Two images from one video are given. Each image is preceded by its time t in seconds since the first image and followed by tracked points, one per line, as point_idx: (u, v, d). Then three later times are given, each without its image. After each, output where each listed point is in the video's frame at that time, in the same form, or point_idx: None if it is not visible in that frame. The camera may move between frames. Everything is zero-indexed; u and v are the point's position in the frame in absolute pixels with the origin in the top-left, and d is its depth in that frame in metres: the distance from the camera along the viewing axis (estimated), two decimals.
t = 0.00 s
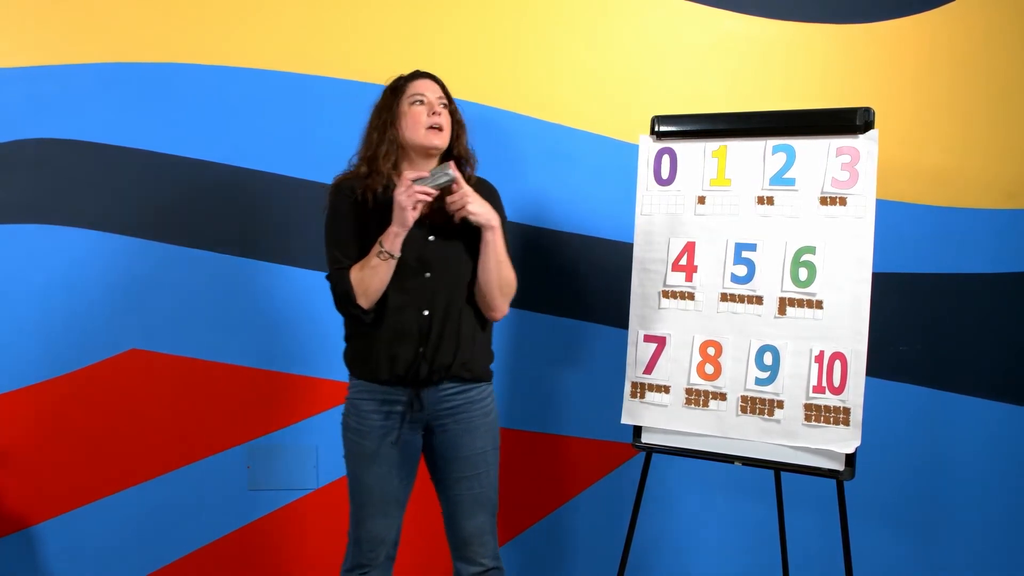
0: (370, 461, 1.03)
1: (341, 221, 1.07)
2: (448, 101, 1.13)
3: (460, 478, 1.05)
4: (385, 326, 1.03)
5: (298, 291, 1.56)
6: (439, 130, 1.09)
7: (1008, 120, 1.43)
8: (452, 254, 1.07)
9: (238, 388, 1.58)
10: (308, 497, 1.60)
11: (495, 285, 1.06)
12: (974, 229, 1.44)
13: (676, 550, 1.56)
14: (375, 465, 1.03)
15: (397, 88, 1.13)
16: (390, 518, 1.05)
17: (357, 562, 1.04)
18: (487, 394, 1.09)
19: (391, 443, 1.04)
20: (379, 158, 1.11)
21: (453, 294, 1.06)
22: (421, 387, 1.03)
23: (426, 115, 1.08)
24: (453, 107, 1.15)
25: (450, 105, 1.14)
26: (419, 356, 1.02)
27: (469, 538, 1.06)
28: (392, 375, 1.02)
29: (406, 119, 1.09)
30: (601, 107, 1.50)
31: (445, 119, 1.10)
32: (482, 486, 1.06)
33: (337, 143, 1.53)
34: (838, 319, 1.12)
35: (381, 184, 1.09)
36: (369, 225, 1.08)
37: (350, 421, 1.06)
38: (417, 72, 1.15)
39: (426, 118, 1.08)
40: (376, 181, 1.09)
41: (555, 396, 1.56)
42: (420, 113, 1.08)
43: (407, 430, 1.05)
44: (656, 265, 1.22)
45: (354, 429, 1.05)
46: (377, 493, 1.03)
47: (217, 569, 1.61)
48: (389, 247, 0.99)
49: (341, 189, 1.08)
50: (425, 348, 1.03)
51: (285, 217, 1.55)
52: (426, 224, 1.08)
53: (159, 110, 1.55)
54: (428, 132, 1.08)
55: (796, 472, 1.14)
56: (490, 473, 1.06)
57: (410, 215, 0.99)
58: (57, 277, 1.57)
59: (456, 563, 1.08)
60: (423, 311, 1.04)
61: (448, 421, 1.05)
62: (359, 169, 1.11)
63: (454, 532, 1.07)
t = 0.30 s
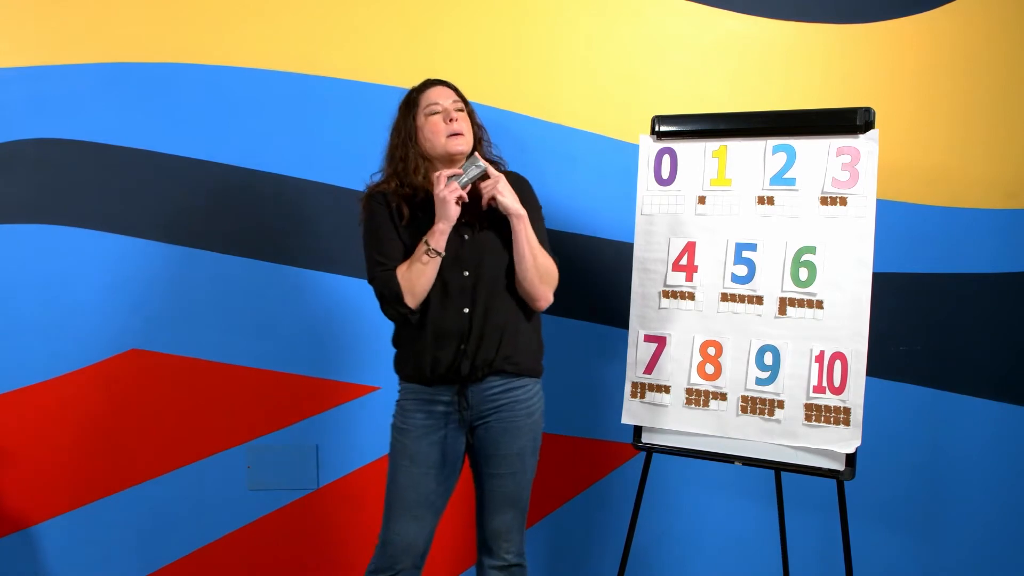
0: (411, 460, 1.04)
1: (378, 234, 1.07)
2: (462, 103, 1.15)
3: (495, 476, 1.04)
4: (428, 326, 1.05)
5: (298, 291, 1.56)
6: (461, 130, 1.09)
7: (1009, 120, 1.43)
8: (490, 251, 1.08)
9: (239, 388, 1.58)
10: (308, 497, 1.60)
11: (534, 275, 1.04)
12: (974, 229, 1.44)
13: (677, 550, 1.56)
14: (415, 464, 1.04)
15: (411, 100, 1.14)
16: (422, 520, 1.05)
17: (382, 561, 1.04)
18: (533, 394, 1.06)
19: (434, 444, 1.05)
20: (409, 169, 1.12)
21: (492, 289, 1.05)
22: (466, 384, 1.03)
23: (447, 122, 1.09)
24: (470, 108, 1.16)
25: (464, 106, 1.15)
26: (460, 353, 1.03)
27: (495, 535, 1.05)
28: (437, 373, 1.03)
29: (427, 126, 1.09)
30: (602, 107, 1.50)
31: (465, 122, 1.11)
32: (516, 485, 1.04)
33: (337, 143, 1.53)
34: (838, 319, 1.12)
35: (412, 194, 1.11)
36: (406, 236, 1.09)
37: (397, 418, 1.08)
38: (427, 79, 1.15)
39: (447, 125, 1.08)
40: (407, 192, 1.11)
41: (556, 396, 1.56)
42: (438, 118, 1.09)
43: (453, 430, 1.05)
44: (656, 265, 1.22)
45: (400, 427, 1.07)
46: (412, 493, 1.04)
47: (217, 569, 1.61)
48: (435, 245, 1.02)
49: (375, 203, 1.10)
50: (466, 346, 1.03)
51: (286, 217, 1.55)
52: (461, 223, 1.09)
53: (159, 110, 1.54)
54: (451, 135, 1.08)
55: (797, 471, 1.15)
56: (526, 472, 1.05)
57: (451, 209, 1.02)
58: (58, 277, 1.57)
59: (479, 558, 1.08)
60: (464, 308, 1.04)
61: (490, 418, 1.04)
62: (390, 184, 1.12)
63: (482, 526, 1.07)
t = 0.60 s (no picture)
0: (425, 454, 1.05)
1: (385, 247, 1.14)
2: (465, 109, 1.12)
3: (502, 474, 1.04)
4: (435, 335, 1.07)
5: (298, 291, 1.56)
6: (461, 141, 1.07)
7: (1009, 120, 1.43)
8: (496, 257, 1.07)
9: (239, 389, 1.58)
10: (308, 497, 1.60)
11: (534, 284, 1.01)
12: (974, 229, 1.44)
13: (677, 549, 1.56)
14: (429, 458, 1.05)
15: (412, 110, 1.14)
16: (435, 515, 1.05)
17: (397, 556, 1.04)
18: (544, 394, 1.06)
19: (446, 441, 1.06)
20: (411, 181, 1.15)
21: (495, 296, 1.04)
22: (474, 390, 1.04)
23: (447, 134, 1.07)
24: (472, 110, 1.14)
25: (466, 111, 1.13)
26: (466, 362, 1.04)
27: (501, 533, 1.04)
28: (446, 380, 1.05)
29: (427, 140, 1.09)
30: (602, 107, 1.50)
31: (466, 130, 1.09)
32: (522, 484, 1.04)
33: (337, 142, 1.53)
34: (838, 319, 1.12)
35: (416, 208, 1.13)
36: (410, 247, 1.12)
37: (414, 413, 1.10)
38: (428, 88, 1.14)
39: (448, 137, 1.07)
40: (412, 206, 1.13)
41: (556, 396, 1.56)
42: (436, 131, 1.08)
43: (465, 426, 1.06)
44: (656, 265, 1.22)
45: (416, 421, 1.09)
46: (425, 487, 1.04)
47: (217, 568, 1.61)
48: (426, 260, 1.03)
49: (384, 221, 1.15)
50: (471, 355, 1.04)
51: (286, 217, 1.54)
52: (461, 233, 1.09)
53: (159, 110, 1.54)
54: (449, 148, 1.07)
55: (797, 472, 1.15)
56: (533, 472, 1.04)
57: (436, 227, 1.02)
58: (58, 277, 1.57)
59: (486, 556, 1.07)
60: (467, 318, 1.05)
61: (499, 417, 1.04)
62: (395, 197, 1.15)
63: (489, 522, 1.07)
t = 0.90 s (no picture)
0: (418, 450, 1.07)
1: (382, 243, 1.14)
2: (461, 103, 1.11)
3: (493, 471, 1.05)
4: (427, 331, 1.08)
5: (298, 291, 1.56)
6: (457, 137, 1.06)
7: (1009, 120, 1.43)
8: (489, 254, 1.07)
9: (239, 388, 1.57)
10: (308, 497, 1.60)
11: (533, 280, 1.00)
12: (974, 229, 1.44)
13: (677, 549, 1.56)
14: (421, 454, 1.06)
15: (411, 104, 1.13)
16: (432, 509, 1.06)
17: (396, 550, 1.06)
18: (535, 392, 1.05)
19: (438, 437, 1.07)
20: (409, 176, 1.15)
21: (485, 295, 1.04)
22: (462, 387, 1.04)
23: (442, 130, 1.07)
24: (472, 103, 1.13)
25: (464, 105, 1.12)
26: (454, 359, 1.04)
27: (495, 529, 1.05)
28: (435, 375, 1.06)
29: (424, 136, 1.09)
30: (602, 107, 1.50)
31: (462, 125, 1.08)
32: (513, 481, 1.04)
33: (336, 142, 1.53)
34: (839, 319, 1.12)
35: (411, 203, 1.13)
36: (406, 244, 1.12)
37: (407, 410, 1.11)
38: (426, 82, 1.14)
39: (443, 133, 1.07)
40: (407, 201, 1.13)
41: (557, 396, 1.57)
42: (433, 127, 1.08)
43: (456, 423, 1.06)
44: (657, 265, 1.22)
45: (409, 418, 1.10)
46: (419, 482, 1.06)
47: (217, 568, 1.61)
48: (417, 252, 1.03)
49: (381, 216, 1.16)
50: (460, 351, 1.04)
51: (286, 217, 1.54)
52: (456, 230, 1.09)
53: (159, 110, 1.54)
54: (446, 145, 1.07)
55: (798, 471, 1.15)
56: (524, 469, 1.04)
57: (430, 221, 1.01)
58: (58, 277, 1.57)
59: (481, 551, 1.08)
60: (456, 315, 1.05)
61: (488, 415, 1.04)
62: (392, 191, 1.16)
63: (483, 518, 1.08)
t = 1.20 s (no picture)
0: (408, 453, 1.07)
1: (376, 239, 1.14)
2: (463, 101, 1.11)
3: (484, 475, 1.05)
4: (417, 332, 1.08)
5: (298, 291, 1.56)
6: (455, 134, 1.06)
7: (1009, 120, 1.43)
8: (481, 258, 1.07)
9: (239, 389, 1.58)
10: (309, 497, 1.60)
11: (517, 292, 1.01)
12: (974, 229, 1.44)
13: (677, 549, 1.56)
14: (411, 457, 1.06)
15: (413, 100, 1.13)
16: (422, 513, 1.06)
17: (388, 554, 1.06)
18: (525, 395, 1.05)
19: (428, 439, 1.06)
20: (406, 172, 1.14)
21: (475, 299, 1.04)
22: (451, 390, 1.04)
23: (441, 126, 1.07)
24: (474, 103, 1.13)
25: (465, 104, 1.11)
26: (443, 361, 1.04)
27: (488, 533, 1.05)
28: (424, 377, 1.06)
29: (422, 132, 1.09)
30: (602, 107, 1.50)
31: (461, 123, 1.08)
32: (505, 485, 1.04)
33: (336, 142, 1.53)
34: (839, 319, 1.12)
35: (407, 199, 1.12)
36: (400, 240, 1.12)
37: (397, 412, 1.11)
38: (430, 78, 1.14)
39: (442, 129, 1.07)
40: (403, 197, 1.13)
41: (558, 396, 1.56)
42: (432, 123, 1.08)
43: (444, 426, 1.06)
44: (657, 265, 1.22)
45: (399, 420, 1.09)
46: (409, 485, 1.06)
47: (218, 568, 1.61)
48: (409, 255, 1.04)
49: (376, 210, 1.15)
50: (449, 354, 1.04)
51: (286, 218, 1.54)
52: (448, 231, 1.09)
53: (159, 110, 1.54)
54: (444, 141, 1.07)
55: (798, 472, 1.15)
56: (515, 472, 1.04)
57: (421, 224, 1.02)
58: (58, 277, 1.57)
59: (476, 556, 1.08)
60: (446, 317, 1.05)
61: (478, 418, 1.04)
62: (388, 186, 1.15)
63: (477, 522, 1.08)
